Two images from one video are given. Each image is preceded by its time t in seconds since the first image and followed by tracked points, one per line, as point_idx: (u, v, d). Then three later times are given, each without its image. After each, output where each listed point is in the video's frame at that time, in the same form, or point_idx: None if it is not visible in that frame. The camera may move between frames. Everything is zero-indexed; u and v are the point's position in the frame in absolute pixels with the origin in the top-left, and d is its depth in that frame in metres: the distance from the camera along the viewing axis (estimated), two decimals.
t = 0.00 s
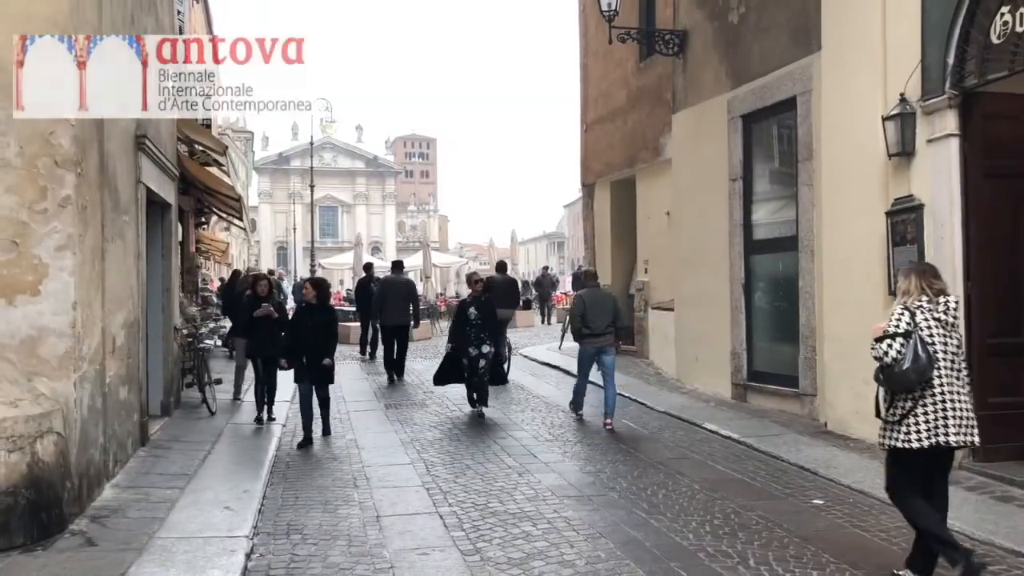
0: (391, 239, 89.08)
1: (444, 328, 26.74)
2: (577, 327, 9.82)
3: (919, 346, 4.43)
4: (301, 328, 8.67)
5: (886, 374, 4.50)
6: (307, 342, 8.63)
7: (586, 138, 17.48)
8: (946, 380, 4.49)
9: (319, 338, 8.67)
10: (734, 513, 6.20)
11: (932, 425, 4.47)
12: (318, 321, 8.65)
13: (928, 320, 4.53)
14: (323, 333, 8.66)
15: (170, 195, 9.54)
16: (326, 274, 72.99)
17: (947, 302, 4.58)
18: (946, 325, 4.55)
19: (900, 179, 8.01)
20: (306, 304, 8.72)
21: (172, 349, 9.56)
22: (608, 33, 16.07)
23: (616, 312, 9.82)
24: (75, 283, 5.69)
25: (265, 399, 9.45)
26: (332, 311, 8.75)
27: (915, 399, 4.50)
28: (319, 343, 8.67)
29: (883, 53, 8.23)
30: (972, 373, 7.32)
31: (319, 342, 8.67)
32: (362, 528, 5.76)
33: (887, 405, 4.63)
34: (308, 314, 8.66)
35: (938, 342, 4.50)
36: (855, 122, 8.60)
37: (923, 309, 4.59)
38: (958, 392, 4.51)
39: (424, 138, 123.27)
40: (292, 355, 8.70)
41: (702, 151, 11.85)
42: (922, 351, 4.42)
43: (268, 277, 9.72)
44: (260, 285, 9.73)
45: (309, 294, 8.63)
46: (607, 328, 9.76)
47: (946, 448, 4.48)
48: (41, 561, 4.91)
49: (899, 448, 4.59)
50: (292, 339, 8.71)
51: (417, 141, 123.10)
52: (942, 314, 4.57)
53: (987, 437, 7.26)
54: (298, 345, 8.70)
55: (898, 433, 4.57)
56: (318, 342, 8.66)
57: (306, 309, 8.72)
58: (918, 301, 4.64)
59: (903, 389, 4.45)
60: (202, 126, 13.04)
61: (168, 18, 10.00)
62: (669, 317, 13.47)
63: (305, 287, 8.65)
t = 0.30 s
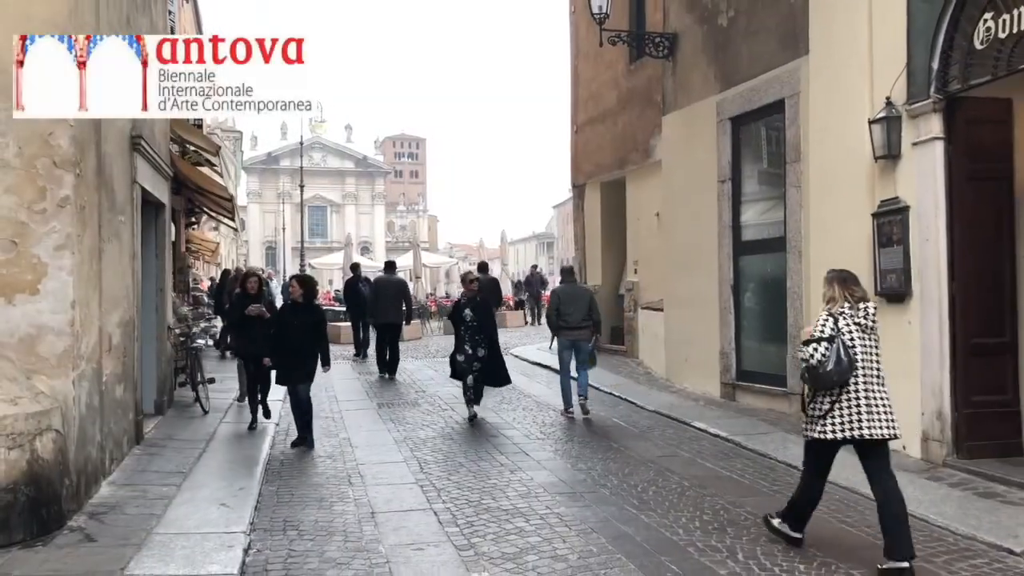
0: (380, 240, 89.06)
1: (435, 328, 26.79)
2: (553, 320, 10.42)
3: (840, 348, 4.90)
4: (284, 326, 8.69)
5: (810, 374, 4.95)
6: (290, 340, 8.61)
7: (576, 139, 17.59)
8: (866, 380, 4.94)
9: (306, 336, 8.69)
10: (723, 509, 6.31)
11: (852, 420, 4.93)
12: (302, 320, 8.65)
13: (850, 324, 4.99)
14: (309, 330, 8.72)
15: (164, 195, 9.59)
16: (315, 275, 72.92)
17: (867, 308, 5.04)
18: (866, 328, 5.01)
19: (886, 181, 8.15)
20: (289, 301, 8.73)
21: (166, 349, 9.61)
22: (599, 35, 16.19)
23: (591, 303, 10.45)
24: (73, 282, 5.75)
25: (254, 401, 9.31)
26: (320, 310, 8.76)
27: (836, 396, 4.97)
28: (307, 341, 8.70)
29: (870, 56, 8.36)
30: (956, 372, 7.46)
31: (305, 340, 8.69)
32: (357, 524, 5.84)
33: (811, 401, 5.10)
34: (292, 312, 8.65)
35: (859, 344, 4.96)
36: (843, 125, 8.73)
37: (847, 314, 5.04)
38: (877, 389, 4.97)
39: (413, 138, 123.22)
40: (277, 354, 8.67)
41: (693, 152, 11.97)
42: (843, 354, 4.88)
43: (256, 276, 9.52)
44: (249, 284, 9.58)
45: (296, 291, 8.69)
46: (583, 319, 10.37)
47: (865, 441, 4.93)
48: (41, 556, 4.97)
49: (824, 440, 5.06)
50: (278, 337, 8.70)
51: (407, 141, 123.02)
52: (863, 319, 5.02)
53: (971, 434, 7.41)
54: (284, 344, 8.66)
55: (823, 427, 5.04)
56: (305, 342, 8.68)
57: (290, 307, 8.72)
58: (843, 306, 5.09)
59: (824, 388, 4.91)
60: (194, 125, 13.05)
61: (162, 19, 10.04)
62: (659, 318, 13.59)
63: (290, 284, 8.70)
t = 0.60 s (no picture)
0: (360, 240, 88.87)
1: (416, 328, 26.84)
2: (528, 321, 10.72)
3: (756, 330, 5.59)
4: (265, 331, 8.41)
5: (729, 351, 5.64)
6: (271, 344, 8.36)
7: (557, 141, 17.74)
8: (779, 358, 5.63)
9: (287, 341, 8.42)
10: (703, 504, 6.46)
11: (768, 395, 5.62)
12: (282, 324, 8.39)
13: (764, 309, 5.72)
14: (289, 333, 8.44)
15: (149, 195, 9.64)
16: (293, 275, 72.61)
17: (780, 296, 5.78)
18: (779, 313, 5.74)
19: (861, 184, 8.34)
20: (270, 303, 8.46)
21: (150, 349, 9.63)
22: (580, 38, 16.35)
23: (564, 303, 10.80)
24: (62, 282, 5.80)
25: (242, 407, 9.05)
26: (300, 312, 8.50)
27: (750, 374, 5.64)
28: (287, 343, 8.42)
29: (846, 62, 8.56)
30: (929, 370, 7.65)
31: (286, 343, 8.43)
32: (344, 520, 5.93)
33: (733, 378, 5.77)
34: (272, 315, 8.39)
35: (772, 326, 5.67)
36: (819, 129, 8.92)
37: (762, 302, 5.77)
38: (790, 366, 5.66)
39: (392, 138, 122.99)
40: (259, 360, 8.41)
41: (673, 155, 12.14)
42: (757, 334, 5.58)
43: (239, 278, 9.36)
44: (233, 285, 9.41)
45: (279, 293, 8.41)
46: (558, 321, 10.67)
47: (780, 411, 5.64)
48: (33, 553, 5.03)
49: (748, 413, 5.71)
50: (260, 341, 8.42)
51: (386, 142, 122.81)
52: (776, 304, 5.76)
53: (943, 431, 7.61)
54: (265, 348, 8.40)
55: (745, 401, 5.69)
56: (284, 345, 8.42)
57: (270, 311, 8.44)
58: (762, 293, 5.83)
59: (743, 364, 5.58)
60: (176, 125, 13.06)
61: (146, 20, 10.07)
62: (639, 318, 13.75)
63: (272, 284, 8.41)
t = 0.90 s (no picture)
0: (329, 240, 88.42)
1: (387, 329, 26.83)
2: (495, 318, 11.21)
3: (684, 333, 6.00)
4: (227, 332, 8.24)
5: (660, 352, 6.03)
6: (234, 344, 8.18)
7: (529, 143, 17.87)
8: (705, 359, 6.04)
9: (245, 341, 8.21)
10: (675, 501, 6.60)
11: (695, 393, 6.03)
12: (245, 325, 8.20)
13: (694, 314, 6.11)
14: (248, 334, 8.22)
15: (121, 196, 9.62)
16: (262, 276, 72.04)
17: (709, 302, 6.18)
18: (709, 318, 6.13)
19: (827, 188, 8.54)
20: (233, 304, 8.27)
21: (122, 350, 9.61)
22: (552, 41, 16.49)
23: (531, 304, 11.22)
24: (38, 283, 5.80)
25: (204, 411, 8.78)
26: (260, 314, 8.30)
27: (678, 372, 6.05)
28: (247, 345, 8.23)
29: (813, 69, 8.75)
30: (892, 370, 7.86)
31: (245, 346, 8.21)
32: (322, 519, 6.00)
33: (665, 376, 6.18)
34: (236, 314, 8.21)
35: (701, 330, 6.08)
36: (787, 134, 9.10)
37: (692, 307, 6.16)
38: (715, 367, 6.09)
39: (362, 138, 122.50)
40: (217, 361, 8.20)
41: (644, 158, 12.31)
42: (685, 337, 5.99)
43: (214, 275, 9.48)
44: (207, 284, 9.51)
45: (240, 293, 8.18)
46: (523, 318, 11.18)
47: (706, 408, 6.05)
48: (10, 554, 5.04)
49: (677, 410, 6.11)
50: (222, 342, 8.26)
51: (356, 141, 122.29)
52: (705, 310, 6.14)
53: (906, 428, 7.83)
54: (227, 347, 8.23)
55: (675, 399, 6.09)
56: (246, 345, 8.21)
57: (233, 312, 8.24)
58: (693, 299, 6.21)
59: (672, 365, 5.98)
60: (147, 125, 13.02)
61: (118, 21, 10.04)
62: (611, 318, 13.90)
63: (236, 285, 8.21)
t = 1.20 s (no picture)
0: (296, 241, 87.83)
1: (356, 330, 26.79)
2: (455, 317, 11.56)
3: (620, 325, 6.58)
4: (174, 333, 7.82)
5: (597, 341, 6.58)
6: (182, 346, 7.78)
7: (498, 145, 17.98)
8: (637, 349, 6.63)
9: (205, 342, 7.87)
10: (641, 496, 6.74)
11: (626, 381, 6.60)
12: (194, 326, 7.84)
13: (628, 307, 6.72)
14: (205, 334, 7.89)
15: (89, 197, 9.58)
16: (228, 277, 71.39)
17: (643, 297, 6.81)
18: (642, 311, 6.76)
19: (789, 190, 8.75)
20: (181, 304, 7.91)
21: (89, 351, 9.57)
22: (520, 44, 16.62)
23: (488, 305, 11.46)
24: (7, 284, 5.80)
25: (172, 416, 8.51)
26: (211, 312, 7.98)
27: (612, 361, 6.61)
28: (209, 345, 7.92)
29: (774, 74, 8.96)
30: (851, 368, 8.08)
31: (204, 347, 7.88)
32: (293, 517, 6.06)
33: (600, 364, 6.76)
34: (184, 315, 7.84)
35: (634, 322, 6.68)
36: (750, 137, 9.30)
37: (627, 301, 6.77)
38: (647, 357, 6.66)
39: (329, 138, 121.87)
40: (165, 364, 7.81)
41: (611, 160, 12.47)
42: (621, 327, 6.57)
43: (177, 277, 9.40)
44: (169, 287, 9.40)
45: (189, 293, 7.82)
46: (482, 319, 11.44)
47: (638, 393, 6.60)
48: None
49: (609, 394, 6.69)
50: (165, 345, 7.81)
51: (324, 142, 121.63)
52: (639, 303, 6.77)
53: (865, 424, 8.05)
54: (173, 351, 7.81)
55: (607, 384, 6.68)
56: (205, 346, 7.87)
57: (182, 311, 7.88)
58: (628, 294, 6.83)
59: (608, 352, 6.54)
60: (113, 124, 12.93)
61: (86, 21, 10.00)
62: (578, 319, 14.05)
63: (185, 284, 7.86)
